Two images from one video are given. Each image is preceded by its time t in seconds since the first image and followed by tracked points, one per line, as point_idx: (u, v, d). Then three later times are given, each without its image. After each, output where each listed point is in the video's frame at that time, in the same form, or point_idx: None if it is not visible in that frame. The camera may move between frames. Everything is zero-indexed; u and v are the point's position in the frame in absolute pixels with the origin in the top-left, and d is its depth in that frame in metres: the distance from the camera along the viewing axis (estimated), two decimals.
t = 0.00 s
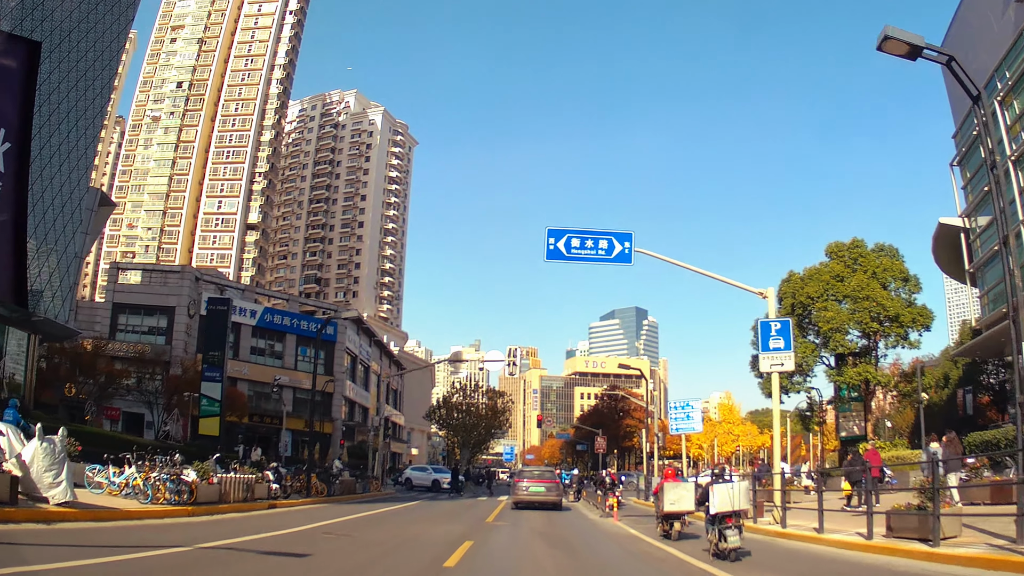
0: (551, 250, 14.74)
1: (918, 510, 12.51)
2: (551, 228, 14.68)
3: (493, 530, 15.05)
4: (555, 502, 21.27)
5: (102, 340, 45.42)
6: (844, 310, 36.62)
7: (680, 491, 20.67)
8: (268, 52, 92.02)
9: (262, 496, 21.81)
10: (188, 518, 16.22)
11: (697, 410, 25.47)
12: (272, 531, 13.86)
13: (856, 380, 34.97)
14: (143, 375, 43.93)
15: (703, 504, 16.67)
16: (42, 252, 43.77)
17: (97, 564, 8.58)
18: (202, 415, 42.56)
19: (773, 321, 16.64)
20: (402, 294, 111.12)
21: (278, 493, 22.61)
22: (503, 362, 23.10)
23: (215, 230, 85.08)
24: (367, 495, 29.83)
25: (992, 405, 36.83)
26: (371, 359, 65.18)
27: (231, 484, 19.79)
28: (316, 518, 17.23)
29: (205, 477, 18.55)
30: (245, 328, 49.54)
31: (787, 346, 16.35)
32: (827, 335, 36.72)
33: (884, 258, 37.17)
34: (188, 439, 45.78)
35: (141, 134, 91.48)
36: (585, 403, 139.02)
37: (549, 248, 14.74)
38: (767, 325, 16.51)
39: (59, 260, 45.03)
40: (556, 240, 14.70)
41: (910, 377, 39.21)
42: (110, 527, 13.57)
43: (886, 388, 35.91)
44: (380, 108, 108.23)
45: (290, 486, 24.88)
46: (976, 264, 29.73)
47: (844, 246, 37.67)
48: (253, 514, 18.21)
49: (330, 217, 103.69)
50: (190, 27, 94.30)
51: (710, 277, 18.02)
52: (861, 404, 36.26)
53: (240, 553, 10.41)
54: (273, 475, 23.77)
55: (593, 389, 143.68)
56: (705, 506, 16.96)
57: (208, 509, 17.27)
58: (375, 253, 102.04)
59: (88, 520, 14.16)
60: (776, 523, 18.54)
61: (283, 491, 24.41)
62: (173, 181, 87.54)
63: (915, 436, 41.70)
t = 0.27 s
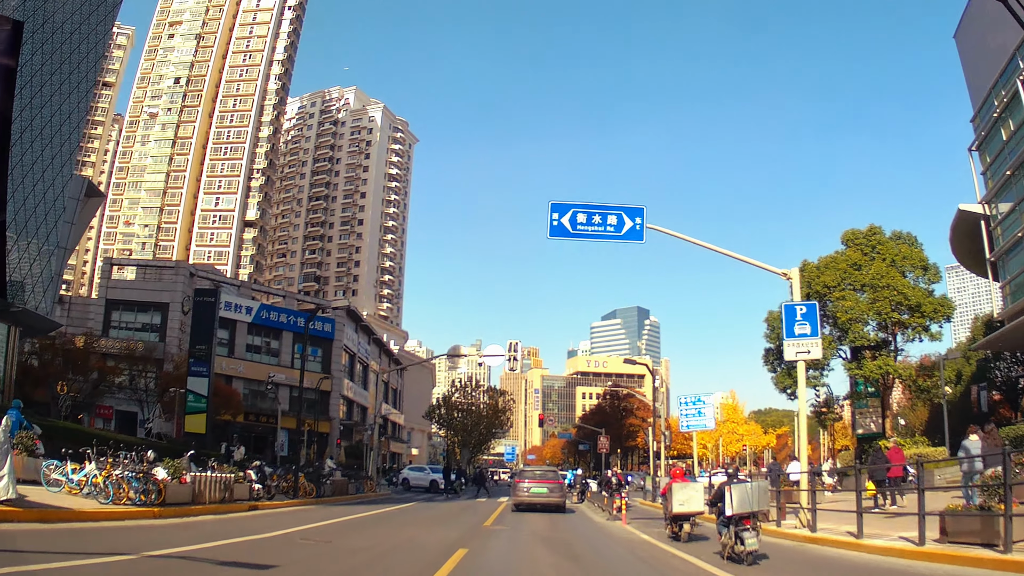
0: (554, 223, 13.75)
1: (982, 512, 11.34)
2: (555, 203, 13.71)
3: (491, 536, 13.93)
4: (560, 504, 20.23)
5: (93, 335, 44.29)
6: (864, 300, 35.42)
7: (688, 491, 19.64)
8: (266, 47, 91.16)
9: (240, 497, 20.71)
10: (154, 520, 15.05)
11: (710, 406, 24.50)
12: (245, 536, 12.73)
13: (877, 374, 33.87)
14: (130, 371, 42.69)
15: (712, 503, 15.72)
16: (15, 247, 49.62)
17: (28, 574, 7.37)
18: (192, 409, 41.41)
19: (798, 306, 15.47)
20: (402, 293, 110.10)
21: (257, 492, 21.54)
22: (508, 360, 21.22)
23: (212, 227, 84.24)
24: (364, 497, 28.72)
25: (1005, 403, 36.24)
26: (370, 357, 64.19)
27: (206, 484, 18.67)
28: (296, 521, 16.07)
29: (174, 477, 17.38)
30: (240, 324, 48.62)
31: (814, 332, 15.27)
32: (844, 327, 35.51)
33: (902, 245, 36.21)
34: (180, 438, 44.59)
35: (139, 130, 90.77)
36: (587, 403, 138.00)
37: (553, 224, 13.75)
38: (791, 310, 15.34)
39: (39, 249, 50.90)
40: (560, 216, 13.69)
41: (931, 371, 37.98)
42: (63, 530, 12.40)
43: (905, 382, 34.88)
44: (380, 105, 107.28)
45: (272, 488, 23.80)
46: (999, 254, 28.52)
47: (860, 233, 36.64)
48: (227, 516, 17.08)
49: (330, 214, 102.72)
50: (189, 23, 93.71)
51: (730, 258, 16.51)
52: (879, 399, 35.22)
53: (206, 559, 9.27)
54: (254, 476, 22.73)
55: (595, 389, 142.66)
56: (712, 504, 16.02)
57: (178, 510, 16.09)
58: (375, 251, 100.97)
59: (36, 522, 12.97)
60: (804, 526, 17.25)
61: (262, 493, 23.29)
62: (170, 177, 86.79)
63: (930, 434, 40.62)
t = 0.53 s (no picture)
0: (560, 195, 12.70)
1: None
2: (562, 173, 12.67)
3: (491, 543, 12.88)
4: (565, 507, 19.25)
5: (84, 332, 43.25)
6: (885, 291, 34.28)
7: (699, 493, 18.66)
8: (266, 43, 90.23)
9: (217, 497, 19.61)
10: (110, 521, 13.98)
11: (724, 403, 23.58)
12: (204, 540, 11.68)
13: (900, 367, 32.85)
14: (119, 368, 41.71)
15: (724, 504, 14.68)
16: None
17: None
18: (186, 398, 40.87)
19: (827, 287, 14.25)
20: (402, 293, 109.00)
21: (239, 492, 20.47)
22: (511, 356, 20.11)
23: (210, 225, 83.40)
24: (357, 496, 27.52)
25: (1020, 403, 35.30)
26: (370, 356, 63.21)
27: (177, 483, 17.59)
28: (269, 523, 14.98)
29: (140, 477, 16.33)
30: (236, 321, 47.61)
31: (846, 317, 14.00)
32: (864, 319, 34.39)
33: (921, 234, 35.26)
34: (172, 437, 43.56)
35: (137, 126, 89.94)
36: (589, 403, 136.99)
37: (558, 196, 12.71)
38: (821, 292, 14.12)
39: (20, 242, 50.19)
40: (565, 187, 12.63)
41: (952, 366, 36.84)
42: (3, 531, 11.37)
43: (924, 376, 34.04)
44: (381, 103, 106.29)
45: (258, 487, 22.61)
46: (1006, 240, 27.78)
47: (878, 221, 35.54)
48: (196, 518, 15.97)
49: (329, 212, 101.67)
50: (188, 19, 92.87)
51: (747, 233, 15.23)
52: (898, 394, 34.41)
53: (151, 569, 8.20)
54: (237, 474, 21.52)
55: (597, 390, 141.44)
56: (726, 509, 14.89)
57: (139, 510, 15.01)
58: (376, 249, 99.98)
59: None
60: (834, 531, 15.96)
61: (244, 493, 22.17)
62: (168, 174, 85.92)
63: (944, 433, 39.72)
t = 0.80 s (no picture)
0: (566, 159, 11.60)
1: None
2: (566, 138, 11.60)
3: (487, 551, 11.91)
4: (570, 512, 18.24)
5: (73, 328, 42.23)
6: (908, 280, 33.19)
7: (711, 494, 17.79)
8: (265, 40, 89.52)
9: (190, 498, 18.59)
10: (61, 525, 13.09)
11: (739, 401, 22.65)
12: (150, 554, 10.82)
13: (922, 360, 31.97)
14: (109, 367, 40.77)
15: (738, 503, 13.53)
16: None
17: None
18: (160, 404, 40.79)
19: (862, 265, 13.34)
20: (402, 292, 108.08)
21: (215, 494, 19.51)
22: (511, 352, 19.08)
23: (208, 223, 82.67)
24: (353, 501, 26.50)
25: None
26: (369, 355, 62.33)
27: (142, 484, 16.56)
28: (226, 537, 14.07)
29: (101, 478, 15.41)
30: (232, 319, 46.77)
31: (883, 297, 13.08)
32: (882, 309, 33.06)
33: (942, 221, 34.24)
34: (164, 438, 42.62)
35: (135, 124, 89.29)
36: (590, 404, 136.09)
37: (564, 161, 11.62)
38: (856, 271, 13.18)
39: None
40: (571, 152, 11.56)
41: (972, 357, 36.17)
42: None
43: (946, 371, 33.11)
44: (381, 101, 105.46)
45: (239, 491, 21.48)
46: (1007, 235, 25.67)
47: (898, 207, 34.54)
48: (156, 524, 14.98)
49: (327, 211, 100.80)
50: (186, 16, 92.23)
51: (772, 204, 13.72)
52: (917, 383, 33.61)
53: None
54: (214, 476, 20.56)
55: (599, 391, 140.51)
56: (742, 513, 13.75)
57: (94, 512, 14.14)
58: (376, 248, 99.08)
59: None
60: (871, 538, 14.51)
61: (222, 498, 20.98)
62: (165, 172, 85.16)
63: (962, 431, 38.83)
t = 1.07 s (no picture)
0: (573, 117, 10.60)
1: None
2: (573, 93, 10.61)
3: (488, 560, 10.94)
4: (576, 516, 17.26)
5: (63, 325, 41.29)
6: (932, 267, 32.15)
7: (722, 494, 16.88)
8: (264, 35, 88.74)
9: (160, 499, 17.59)
10: (10, 526, 12.15)
11: (756, 398, 21.58)
12: (98, 562, 9.87)
13: (947, 352, 30.94)
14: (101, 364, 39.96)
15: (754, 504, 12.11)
16: None
17: None
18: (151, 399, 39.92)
19: (902, 236, 12.38)
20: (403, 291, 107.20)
21: (187, 495, 18.60)
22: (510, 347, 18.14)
23: (206, 220, 82.00)
24: (344, 502, 25.53)
25: None
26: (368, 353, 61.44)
27: (105, 482, 15.59)
28: (195, 541, 13.34)
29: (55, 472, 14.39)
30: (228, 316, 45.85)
31: (928, 273, 12.11)
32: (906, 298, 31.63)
33: (965, 206, 33.37)
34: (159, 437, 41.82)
35: (133, 121, 88.54)
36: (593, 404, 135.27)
37: (569, 119, 10.64)
38: (897, 243, 12.24)
39: None
40: (580, 109, 10.57)
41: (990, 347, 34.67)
42: None
43: (971, 362, 32.00)
44: (381, 98, 104.52)
45: (218, 490, 20.49)
46: None
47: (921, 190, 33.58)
48: (120, 526, 14.09)
49: (327, 209, 99.89)
50: (185, 11, 91.54)
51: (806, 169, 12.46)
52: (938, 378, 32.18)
53: None
54: (189, 474, 19.57)
55: (601, 390, 139.66)
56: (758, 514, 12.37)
57: (45, 513, 13.15)
58: (376, 246, 98.17)
59: None
60: (918, 543, 13.07)
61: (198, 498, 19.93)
62: (163, 169, 84.41)
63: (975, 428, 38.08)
